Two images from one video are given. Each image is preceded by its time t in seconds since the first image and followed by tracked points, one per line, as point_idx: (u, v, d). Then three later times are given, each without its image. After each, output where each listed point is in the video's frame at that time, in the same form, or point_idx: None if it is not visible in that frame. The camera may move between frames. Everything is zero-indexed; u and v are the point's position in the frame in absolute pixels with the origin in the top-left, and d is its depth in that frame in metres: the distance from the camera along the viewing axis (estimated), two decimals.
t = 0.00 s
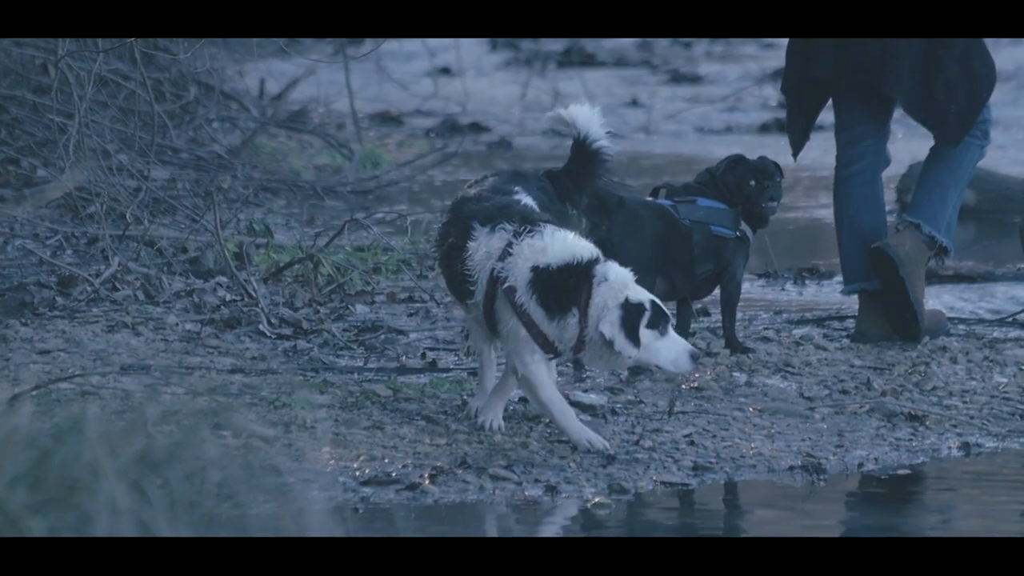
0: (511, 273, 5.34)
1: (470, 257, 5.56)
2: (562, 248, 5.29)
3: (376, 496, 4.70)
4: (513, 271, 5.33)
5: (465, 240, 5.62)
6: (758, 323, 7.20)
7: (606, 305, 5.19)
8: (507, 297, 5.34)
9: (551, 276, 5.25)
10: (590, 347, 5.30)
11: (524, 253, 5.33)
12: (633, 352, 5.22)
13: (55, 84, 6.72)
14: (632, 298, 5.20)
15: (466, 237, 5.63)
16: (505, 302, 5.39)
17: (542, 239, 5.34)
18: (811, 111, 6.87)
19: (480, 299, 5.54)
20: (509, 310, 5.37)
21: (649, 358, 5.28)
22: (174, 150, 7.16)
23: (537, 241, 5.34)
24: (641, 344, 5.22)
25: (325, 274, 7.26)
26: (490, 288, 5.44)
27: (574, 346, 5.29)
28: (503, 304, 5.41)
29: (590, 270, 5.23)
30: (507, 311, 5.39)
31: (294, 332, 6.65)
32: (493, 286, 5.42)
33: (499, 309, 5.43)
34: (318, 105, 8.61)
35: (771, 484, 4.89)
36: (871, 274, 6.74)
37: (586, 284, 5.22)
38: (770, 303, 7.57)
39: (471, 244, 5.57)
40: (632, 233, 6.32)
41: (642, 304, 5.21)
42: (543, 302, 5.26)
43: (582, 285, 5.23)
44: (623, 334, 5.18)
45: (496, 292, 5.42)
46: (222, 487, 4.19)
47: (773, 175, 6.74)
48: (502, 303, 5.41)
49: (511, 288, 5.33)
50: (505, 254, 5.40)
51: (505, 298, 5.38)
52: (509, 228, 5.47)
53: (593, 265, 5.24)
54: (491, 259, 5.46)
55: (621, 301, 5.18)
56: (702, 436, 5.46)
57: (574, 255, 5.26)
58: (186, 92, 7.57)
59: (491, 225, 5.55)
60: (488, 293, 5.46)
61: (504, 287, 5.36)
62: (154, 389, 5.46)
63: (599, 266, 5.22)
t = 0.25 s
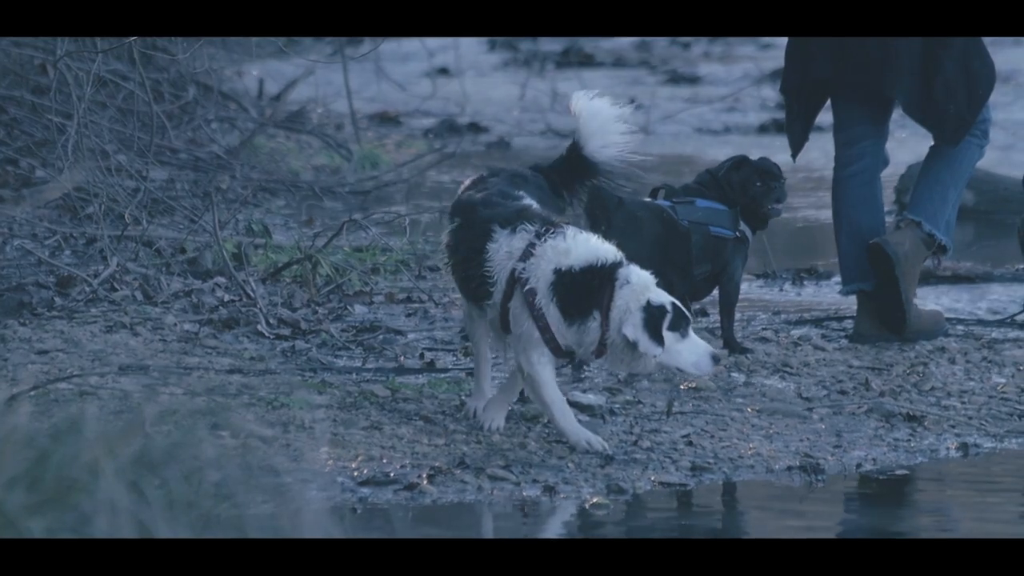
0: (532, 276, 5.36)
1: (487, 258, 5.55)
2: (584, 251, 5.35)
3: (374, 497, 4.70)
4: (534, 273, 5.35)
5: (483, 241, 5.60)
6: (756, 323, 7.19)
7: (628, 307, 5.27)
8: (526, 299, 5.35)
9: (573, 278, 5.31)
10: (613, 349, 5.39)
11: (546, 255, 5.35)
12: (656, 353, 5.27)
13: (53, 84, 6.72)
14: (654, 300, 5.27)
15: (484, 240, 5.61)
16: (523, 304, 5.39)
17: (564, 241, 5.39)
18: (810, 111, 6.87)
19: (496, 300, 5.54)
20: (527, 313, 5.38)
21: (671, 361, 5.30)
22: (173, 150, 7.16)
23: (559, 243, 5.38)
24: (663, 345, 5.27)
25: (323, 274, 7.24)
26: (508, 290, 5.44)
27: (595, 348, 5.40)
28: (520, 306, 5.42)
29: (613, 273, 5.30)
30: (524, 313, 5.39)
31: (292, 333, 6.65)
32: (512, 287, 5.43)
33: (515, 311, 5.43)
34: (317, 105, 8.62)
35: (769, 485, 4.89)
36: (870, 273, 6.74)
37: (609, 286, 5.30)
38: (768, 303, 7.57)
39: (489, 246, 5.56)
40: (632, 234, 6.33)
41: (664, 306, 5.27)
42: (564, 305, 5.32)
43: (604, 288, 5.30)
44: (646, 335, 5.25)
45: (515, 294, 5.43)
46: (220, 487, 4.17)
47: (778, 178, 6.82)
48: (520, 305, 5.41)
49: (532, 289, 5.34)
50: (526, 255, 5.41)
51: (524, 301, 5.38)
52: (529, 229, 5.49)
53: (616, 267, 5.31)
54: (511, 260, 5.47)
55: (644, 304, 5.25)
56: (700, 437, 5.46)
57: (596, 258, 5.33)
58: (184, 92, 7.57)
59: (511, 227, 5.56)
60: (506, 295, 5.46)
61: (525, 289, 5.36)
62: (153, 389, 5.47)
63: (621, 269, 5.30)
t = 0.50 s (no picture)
0: (551, 277, 5.32)
1: (503, 257, 5.48)
2: (603, 251, 5.33)
3: (370, 497, 4.70)
4: (554, 274, 5.31)
5: (500, 241, 5.52)
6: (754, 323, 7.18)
7: (646, 308, 5.29)
8: (543, 300, 5.32)
9: (592, 279, 5.30)
10: (626, 349, 5.43)
11: (565, 256, 5.32)
12: (672, 354, 5.30)
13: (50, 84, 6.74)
14: (671, 301, 5.29)
15: (501, 240, 5.52)
16: (539, 305, 5.35)
17: (582, 242, 5.36)
18: (807, 112, 6.89)
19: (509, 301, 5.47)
20: (543, 314, 5.34)
21: (687, 361, 5.33)
22: (170, 151, 7.17)
23: (578, 244, 5.34)
24: (680, 346, 5.30)
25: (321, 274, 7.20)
26: (523, 290, 5.38)
27: (610, 348, 5.43)
28: (536, 307, 5.37)
29: (631, 274, 5.30)
30: (540, 314, 5.36)
31: (289, 333, 6.65)
32: (530, 288, 5.36)
33: (530, 311, 5.38)
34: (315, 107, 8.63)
35: (766, 485, 4.89)
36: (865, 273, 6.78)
37: (626, 287, 5.31)
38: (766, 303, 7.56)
39: (508, 245, 5.49)
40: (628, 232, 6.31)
41: (680, 307, 5.29)
42: (581, 307, 5.31)
43: (621, 289, 5.31)
44: (663, 336, 5.28)
45: (531, 295, 5.37)
46: (216, 487, 4.19)
47: (785, 179, 6.98)
48: (535, 306, 5.37)
49: (550, 291, 5.31)
50: (546, 255, 5.35)
51: (540, 302, 5.34)
52: (549, 228, 5.43)
53: (634, 268, 5.31)
54: (529, 260, 5.40)
55: (661, 304, 5.27)
56: (697, 437, 5.46)
57: (615, 258, 5.31)
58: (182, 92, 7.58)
59: (530, 226, 5.49)
60: (521, 296, 5.39)
61: (542, 290, 5.32)
62: (149, 389, 5.47)
63: (639, 269, 5.30)
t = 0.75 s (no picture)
0: (568, 277, 5.35)
1: (520, 255, 5.51)
2: (619, 253, 5.37)
3: (367, 499, 4.70)
4: (570, 274, 5.35)
5: (516, 239, 5.56)
6: (749, 325, 7.19)
7: (658, 309, 5.29)
8: (559, 300, 5.35)
9: (608, 280, 5.34)
10: (639, 351, 5.44)
11: (582, 257, 5.36)
12: (681, 357, 5.29)
13: (46, 85, 6.72)
14: (683, 303, 5.28)
15: (518, 239, 5.57)
16: (554, 304, 5.38)
17: (599, 243, 5.41)
18: (803, 113, 6.89)
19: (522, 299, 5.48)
20: (557, 313, 5.38)
21: (698, 363, 5.31)
22: (166, 152, 7.16)
23: (595, 245, 5.39)
24: (691, 349, 5.28)
25: (316, 276, 7.22)
26: (537, 289, 5.40)
27: (623, 351, 5.45)
28: (550, 306, 5.39)
29: (645, 275, 5.33)
30: (554, 313, 5.38)
31: (285, 334, 6.64)
32: (546, 287, 5.38)
33: (544, 310, 5.40)
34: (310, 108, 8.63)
35: (763, 486, 4.89)
36: (865, 275, 6.73)
37: (639, 288, 5.33)
38: (760, 305, 7.58)
39: (525, 243, 5.53)
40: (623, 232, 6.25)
41: (693, 310, 5.28)
42: (595, 309, 5.35)
43: (635, 290, 5.34)
44: (672, 339, 5.26)
45: (546, 294, 5.39)
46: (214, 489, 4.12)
47: (781, 179, 6.80)
48: (550, 305, 5.39)
49: (567, 291, 5.34)
50: (562, 255, 5.38)
51: (555, 301, 5.37)
52: (568, 228, 5.48)
53: (649, 269, 5.33)
54: (546, 259, 5.44)
55: (673, 306, 5.27)
56: (693, 438, 5.46)
57: (631, 260, 5.35)
58: (178, 93, 7.56)
59: (546, 226, 5.53)
60: (535, 294, 5.41)
61: (559, 289, 5.35)
62: (145, 391, 5.46)
63: (654, 271, 5.32)
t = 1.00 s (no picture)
0: (577, 280, 5.33)
1: (528, 255, 5.46)
2: (628, 258, 5.37)
3: (356, 504, 4.69)
4: (580, 277, 5.32)
5: (526, 239, 5.51)
6: (739, 329, 7.20)
7: (664, 316, 5.30)
8: (568, 302, 5.33)
9: (617, 284, 5.33)
10: (644, 358, 5.42)
11: (593, 260, 5.34)
12: (684, 364, 5.30)
13: (36, 89, 6.69)
14: (689, 310, 5.29)
15: (528, 239, 5.51)
16: (562, 306, 5.35)
17: (609, 247, 5.39)
18: (794, 117, 6.93)
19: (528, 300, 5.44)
20: (564, 315, 5.35)
21: (703, 369, 5.31)
22: (156, 156, 7.14)
23: (605, 249, 5.37)
24: (695, 356, 5.30)
25: (305, 280, 7.22)
26: (545, 289, 5.36)
27: (629, 358, 5.44)
28: (558, 307, 5.36)
29: (652, 281, 5.33)
30: (562, 315, 5.35)
31: (275, 339, 6.64)
32: (554, 288, 5.35)
33: (550, 311, 5.37)
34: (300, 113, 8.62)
35: (752, 491, 4.90)
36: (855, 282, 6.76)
37: (646, 294, 5.33)
38: (750, 309, 7.59)
39: (534, 243, 5.48)
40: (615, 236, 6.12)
41: (698, 316, 5.29)
42: (602, 313, 5.34)
43: (642, 296, 5.34)
44: (676, 345, 5.28)
45: (554, 295, 5.36)
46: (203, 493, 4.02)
47: (772, 182, 6.71)
48: (557, 306, 5.36)
49: (576, 293, 5.33)
50: (573, 257, 5.35)
51: (563, 303, 5.35)
52: (579, 230, 5.45)
53: (656, 275, 5.34)
54: (556, 260, 5.40)
55: (678, 313, 5.28)
56: (683, 443, 5.47)
57: (639, 265, 5.34)
58: (168, 97, 7.54)
59: (557, 228, 5.48)
60: (542, 295, 5.37)
61: (568, 292, 5.33)
62: (135, 395, 5.45)
63: (661, 277, 5.33)
